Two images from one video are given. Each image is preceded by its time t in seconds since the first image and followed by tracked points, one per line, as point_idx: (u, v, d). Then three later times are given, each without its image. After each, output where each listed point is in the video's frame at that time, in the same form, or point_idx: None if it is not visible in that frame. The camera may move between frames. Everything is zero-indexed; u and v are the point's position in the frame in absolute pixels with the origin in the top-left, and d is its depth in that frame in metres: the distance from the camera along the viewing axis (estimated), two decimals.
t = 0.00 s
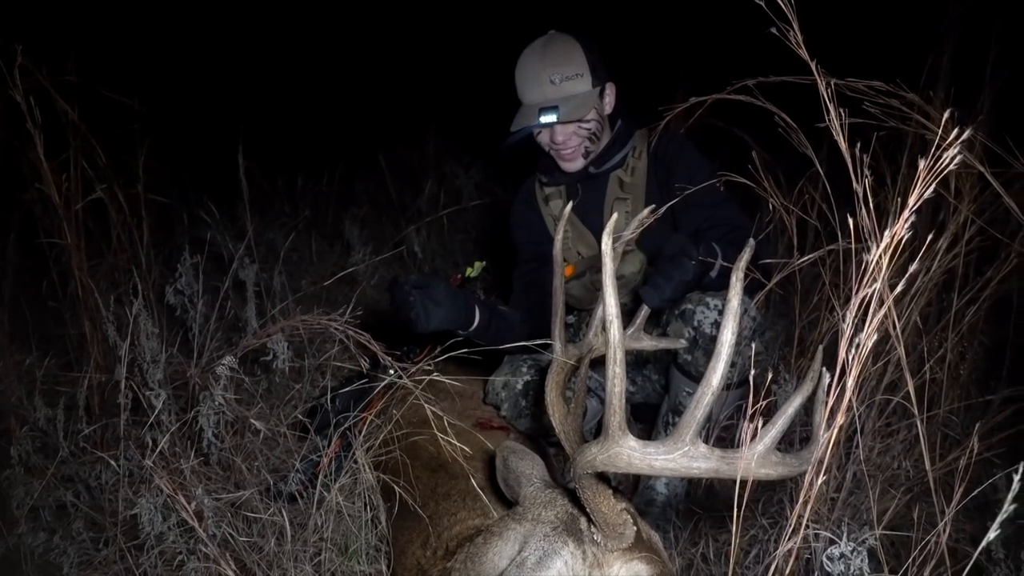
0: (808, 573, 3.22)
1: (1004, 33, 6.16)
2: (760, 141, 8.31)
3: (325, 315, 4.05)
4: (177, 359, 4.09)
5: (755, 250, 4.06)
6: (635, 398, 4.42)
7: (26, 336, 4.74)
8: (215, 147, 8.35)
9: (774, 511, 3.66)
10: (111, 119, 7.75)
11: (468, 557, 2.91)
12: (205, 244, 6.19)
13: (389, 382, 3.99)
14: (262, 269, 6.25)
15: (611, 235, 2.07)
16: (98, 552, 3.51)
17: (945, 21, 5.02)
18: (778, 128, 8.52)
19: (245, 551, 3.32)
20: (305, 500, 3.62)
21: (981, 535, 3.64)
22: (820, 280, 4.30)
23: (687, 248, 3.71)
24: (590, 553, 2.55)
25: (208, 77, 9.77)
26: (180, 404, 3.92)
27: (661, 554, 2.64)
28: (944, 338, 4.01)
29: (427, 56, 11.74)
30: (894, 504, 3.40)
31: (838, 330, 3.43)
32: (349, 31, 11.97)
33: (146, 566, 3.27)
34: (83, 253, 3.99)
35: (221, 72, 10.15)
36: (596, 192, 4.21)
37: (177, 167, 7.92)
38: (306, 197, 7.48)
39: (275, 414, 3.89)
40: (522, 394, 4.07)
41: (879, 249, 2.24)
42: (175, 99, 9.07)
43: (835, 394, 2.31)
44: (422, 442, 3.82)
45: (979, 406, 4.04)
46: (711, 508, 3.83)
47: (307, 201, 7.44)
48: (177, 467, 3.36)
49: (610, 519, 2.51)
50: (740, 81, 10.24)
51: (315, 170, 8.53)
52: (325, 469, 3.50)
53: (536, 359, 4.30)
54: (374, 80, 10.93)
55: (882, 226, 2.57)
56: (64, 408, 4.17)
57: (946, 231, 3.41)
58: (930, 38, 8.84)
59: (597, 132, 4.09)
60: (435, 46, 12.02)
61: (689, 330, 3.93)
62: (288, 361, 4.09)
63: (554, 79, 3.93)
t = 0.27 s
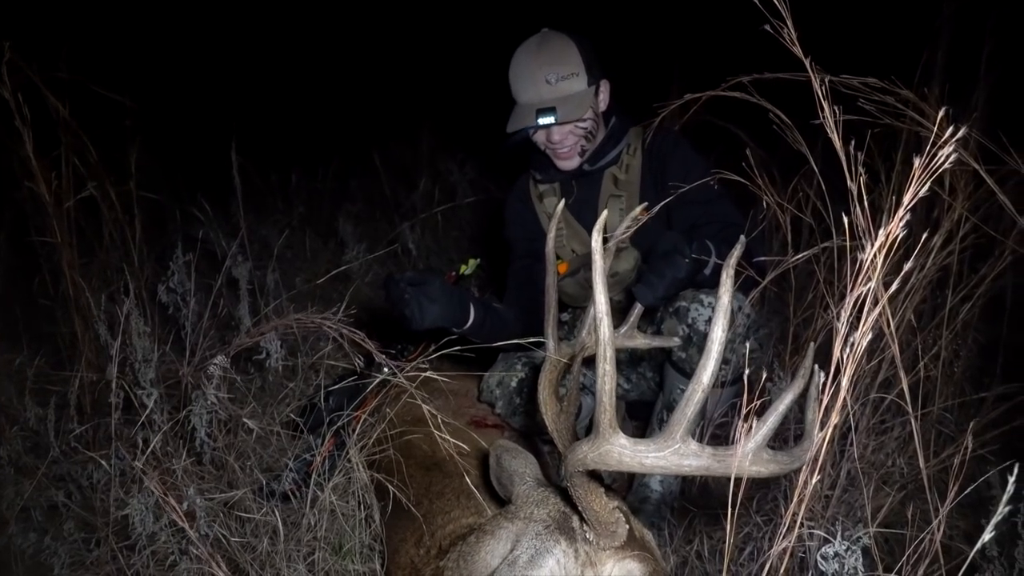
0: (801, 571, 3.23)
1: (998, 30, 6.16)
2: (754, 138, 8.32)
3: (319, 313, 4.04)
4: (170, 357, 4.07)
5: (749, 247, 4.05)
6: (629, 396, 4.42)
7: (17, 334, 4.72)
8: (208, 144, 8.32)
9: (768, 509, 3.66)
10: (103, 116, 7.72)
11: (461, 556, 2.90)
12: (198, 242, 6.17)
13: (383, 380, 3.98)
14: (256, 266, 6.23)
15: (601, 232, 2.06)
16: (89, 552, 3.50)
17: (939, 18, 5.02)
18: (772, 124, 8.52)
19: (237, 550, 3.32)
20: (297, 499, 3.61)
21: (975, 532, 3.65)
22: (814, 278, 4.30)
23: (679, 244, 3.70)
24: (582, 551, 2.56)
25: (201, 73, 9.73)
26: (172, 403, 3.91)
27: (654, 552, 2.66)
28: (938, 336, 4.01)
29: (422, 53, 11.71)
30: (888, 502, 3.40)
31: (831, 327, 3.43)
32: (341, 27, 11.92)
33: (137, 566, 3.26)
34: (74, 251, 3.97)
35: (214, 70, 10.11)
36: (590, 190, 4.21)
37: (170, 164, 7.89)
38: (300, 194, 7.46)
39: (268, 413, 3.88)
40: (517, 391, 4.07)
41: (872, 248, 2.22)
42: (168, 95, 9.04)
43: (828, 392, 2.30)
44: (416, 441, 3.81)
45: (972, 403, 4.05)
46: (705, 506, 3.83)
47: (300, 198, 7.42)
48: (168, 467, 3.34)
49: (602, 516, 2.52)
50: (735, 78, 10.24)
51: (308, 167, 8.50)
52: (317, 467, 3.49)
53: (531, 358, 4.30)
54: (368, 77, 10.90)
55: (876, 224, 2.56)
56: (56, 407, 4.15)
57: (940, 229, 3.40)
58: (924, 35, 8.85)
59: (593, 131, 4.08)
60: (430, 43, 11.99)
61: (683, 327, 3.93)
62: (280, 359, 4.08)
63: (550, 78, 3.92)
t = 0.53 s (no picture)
0: (790, 566, 3.24)
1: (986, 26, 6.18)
2: (743, 133, 8.33)
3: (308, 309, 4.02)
4: (157, 353, 4.05)
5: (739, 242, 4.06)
6: (619, 391, 4.42)
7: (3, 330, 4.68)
8: (196, 139, 8.27)
9: (758, 504, 3.67)
10: (89, 110, 7.65)
11: (452, 553, 2.89)
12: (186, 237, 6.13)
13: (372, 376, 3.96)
14: (244, 261, 6.20)
15: (594, 229, 2.06)
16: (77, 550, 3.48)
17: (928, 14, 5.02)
18: (762, 120, 8.54)
19: (226, 548, 3.31)
20: (286, 496, 3.60)
21: (962, 527, 3.68)
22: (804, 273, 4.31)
23: (668, 240, 3.70)
24: (574, 548, 2.56)
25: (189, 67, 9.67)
26: (160, 400, 3.89)
27: (645, 549, 2.67)
28: (926, 332, 4.03)
29: (410, 47, 11.66)
30: (877, 497, 3.42)
31: (821, 323, 3.44)
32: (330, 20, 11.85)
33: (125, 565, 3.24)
34: (60, 247, 3.93)
35: (201, 63, 10.04)
36: (580, 185, 4.19)
37: (157, 158, 7.83)
38: (289, 189, 7.42)
39: (257, 409, 3.87)
40: (507, 387, 4.08)
41: (862, 244, 2.21)
42: (154, 89, 8.96)
43: (818, 389, 2.30)
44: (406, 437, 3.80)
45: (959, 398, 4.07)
46: (695, 501, 3.84)
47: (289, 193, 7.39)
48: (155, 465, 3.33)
49: (593, 514, 2.52)
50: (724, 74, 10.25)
51: (297, 162, 8.47)
52: (307, 464, 3.48)
53: (521, 354, 4.30)
54: (357, 71, 10.86)
55: (866, 221, 2.56)
56: (42, 403, 4.13)
57: (929, 225, 3.41)
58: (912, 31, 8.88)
59: (577, 130, 4.05)
60: (419, 37, 11.94)
61: (673, 322, 3.93)
62: (269, 356, 4.06)
63: (533, 76, 3.90)
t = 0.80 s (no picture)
0: (786, 564, 3.24)
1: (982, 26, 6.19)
2: (739, 132, 8.34)
3: (304, 306, 4.02)
4: (152, 351, 4.04)
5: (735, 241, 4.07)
6: (615, 390, 4.42)
7: None
8: (191, 135, 8.25)
9: (753, 502, 3.67)
10: (83, 106, 7.63)
11: (447, 551, 2.88)
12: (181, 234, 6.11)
13: (366, 375, 3.95)
14: (239, 259, 6.19)
15: (591, 228, 2.06)
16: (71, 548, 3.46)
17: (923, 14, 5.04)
18: (757, 119, 8.55)
19: (221, 546, 3.30)
20: (281, 494, 3.59)
21: (956, 525, 3.69)
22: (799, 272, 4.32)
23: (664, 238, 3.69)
24: (571, 547, 2.56)
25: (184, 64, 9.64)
26: (154, 397, 3.88)
27: (641, 548, 2.67)
28: (922, 331, 4.04)
29: (407, 45, 11.64)
30: (872, 495, 3.43)
31: (816, 321, 3.45)
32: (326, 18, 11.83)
33: (119, 562, 3.24)
34: (54, 243, 3.92)
35: (197, 60, 10.01)
36: (576, 184, 4.20)
37: (152, 155, 7.81)
38: (284, 187, 7.41)
39: (252, 407, 3.86)
40: (503, 385, 4.07)
41: (859, 243, 2.23)
42: (148, 86, 8.94)
43: (815, 387, 2.30)
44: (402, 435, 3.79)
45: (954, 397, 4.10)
46: (691, 500, 3.85)
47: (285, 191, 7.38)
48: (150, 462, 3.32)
49: (589, 512, 2.53)
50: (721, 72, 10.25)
51: (292, 159, 8.45)
52: (303, 462, 3.48)
53: (518, 352, 4.29)
54: (353, 69, 10.85)
55: (862, 220, 2.56)
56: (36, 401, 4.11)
57: (924, 224, 3.42)
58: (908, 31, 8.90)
59: (555, 137, 4.05)
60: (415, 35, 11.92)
61: (671, 321, 3.92)
62: (264, 353, 4.06)
63: (503, 83, 3.96)
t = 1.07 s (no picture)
0: (784, 562, 3.25)
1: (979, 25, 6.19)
2: (737, 131, 8.35)
3: (303, 304, 4.02)
4: (150, 348, 4.03)
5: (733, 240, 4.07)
6: (614, 389, 4.41)
7: None
8: (189, 133, 8.24)
9: (751, 501, 3.67)
10: (80, 104, 7.62)
11: (445, 549, 2.88)
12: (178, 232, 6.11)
13: (364, 374, 3.94)
14: (237, 256, 6.19)
15: (592, 226, 2.07)
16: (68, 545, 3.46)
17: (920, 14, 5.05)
18: (755, 118, 8.55)
19: (219, 544, 3.30)
20: (279, 492, 3.59)
21: (954, 524, 3.70)
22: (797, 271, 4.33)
23: (662, 237, 3.70)
24: (570, 545, 2.57)
25: (181, 63, 9.64)
26: (152, 395, 3.87)
27: (639, 546, 2.67)
28: (919, 330, 4.05)
29: (405, 43, 11.63)
30: (870, 494, 3.43)
31: (814, 320, 3.45)
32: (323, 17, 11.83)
33: (117, 560, 3.23)
34: (51, 240, 3.92)
35: (194, 58, 10.00)
36: (575, 183, 4.19)
37: (149, 153, 7.80)
38: (282, 184, 7.40)
39: (250, 405, 3.86)
40: (501, 383, 4.06)
41: (857, 241, 2.24)
42: (146, 84, 8.93)
43: (813, 386, 2.30)
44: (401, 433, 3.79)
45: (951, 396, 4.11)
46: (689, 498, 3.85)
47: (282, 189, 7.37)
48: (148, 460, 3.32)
49: (589, 509, 2.54)
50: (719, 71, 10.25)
51: (289, 157, 8.44)
52: (301, 460, 3.48)
53: (517, 349, 4.28)
54: (350, 68, 10.85)
55: (860, 219, 2.56)
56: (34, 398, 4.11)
57: (922, 222, 3.43)
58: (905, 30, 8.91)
59: (545, 142, 4.10)
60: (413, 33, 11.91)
61: (670, 320, 3.92)
62: (263, 351, 4.05)
63: (491, 89, 4.01)
